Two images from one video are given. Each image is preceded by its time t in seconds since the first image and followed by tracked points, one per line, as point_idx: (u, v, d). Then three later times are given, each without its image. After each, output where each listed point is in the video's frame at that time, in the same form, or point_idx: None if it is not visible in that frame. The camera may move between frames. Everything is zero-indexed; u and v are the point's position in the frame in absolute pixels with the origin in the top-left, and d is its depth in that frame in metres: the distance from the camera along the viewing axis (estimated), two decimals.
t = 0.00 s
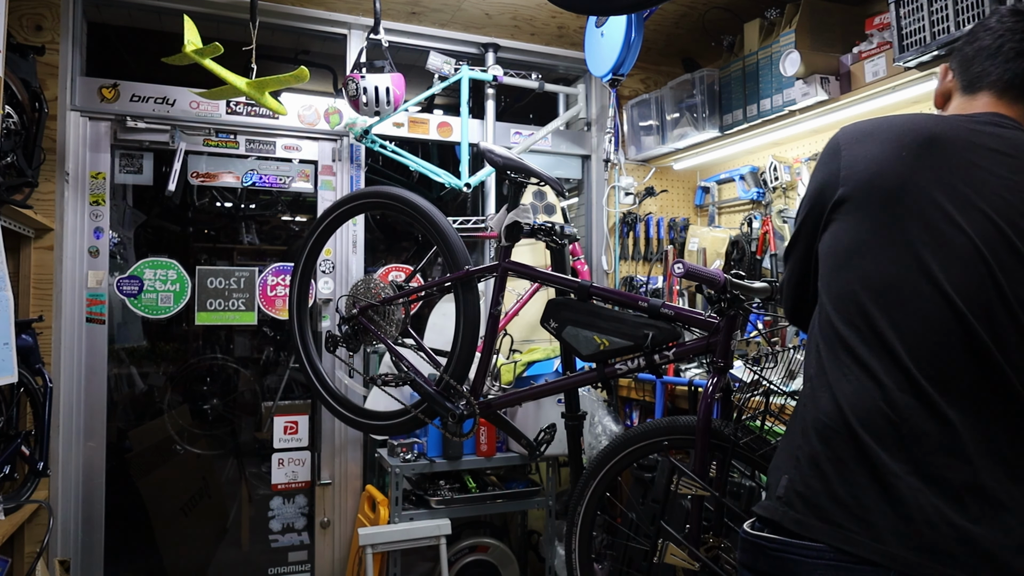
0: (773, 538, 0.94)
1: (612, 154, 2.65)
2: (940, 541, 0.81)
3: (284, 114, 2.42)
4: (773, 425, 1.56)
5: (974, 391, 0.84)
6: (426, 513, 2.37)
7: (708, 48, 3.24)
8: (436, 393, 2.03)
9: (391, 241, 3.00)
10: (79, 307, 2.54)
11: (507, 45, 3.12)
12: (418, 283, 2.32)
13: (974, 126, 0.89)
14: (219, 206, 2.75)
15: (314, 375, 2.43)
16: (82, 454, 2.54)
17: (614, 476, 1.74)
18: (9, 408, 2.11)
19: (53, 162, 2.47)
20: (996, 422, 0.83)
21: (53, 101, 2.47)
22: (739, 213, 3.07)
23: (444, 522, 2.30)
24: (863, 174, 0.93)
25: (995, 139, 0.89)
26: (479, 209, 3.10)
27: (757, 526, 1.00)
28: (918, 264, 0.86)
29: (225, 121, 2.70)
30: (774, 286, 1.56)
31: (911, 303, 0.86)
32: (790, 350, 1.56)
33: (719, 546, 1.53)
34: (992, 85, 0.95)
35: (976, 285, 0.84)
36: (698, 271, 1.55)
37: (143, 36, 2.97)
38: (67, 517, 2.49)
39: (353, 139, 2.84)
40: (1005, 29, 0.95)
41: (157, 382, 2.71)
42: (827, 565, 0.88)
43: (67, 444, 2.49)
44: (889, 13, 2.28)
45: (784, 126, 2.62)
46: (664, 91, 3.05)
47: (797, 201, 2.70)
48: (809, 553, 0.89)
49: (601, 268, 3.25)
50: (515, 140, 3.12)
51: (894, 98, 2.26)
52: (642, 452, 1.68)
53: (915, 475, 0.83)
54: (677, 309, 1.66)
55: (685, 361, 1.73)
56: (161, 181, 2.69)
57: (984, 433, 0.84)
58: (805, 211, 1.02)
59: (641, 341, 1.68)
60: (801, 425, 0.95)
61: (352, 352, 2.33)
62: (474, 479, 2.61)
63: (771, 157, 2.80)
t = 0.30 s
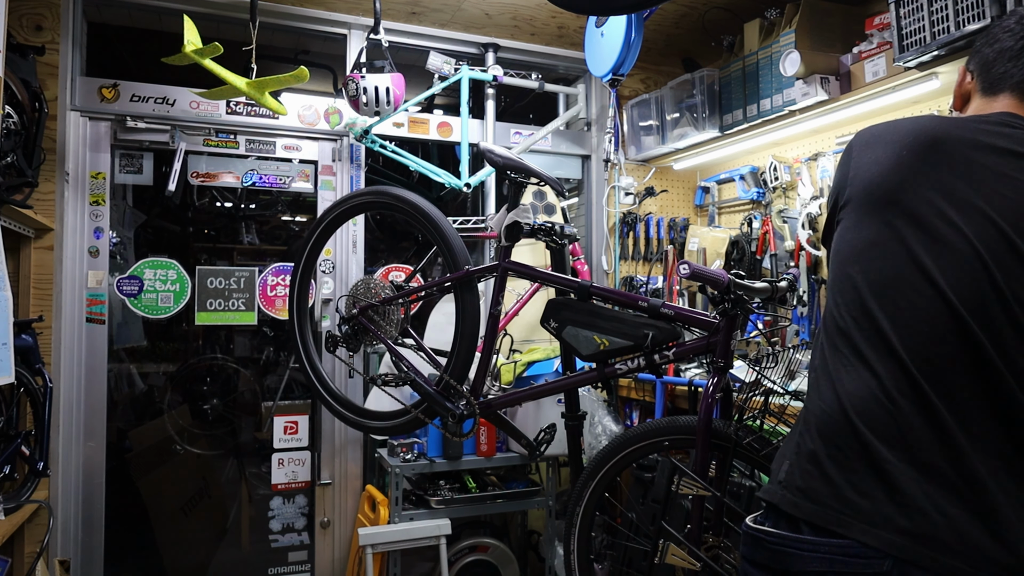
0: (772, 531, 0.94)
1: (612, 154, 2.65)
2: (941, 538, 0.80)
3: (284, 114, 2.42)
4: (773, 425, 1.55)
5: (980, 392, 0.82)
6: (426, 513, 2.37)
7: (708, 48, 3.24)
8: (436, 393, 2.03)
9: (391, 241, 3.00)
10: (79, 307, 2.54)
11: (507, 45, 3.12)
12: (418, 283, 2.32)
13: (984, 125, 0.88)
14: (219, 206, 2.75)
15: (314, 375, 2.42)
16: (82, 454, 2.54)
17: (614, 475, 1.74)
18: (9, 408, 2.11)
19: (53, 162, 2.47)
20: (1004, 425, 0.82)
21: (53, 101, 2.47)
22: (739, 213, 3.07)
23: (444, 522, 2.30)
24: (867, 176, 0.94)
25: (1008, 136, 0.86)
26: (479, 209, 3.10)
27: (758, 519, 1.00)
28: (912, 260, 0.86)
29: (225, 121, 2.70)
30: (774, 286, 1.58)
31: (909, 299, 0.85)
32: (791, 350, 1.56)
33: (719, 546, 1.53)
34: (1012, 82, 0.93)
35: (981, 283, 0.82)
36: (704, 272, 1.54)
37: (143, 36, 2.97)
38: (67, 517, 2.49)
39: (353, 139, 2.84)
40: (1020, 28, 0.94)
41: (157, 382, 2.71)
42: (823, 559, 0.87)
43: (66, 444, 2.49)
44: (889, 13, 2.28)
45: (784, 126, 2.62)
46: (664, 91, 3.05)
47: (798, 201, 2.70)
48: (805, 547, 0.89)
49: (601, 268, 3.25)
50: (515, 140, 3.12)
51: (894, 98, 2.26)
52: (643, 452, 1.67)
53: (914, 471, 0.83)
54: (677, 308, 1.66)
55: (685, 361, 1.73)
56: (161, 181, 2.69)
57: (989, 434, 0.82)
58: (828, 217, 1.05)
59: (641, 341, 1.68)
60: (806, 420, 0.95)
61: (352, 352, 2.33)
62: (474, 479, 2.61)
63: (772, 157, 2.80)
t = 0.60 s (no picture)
0: (770, 525, 0.94)
1: (612, 154, 2.65)
2: (936, 536, 0.80)
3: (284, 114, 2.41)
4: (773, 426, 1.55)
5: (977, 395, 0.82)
6: (426, 513, 2.37)
7: (708, 48, 3.24)
8: (436, 393, 2.03)
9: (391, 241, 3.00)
10: (79, 307, 2.54)
11: (507, 45, 3.12)
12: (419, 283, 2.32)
13: (983, 132, 0.88)
14: (219, 206, 2.75)
15: (314, 375, 2.42)
16: (82, 454, 2.54)
17: (613, 475, 1.74)
18: (9, 408, 2.11)
19: (53, 162, 2.47)
20: (1002, 428, 0.82)
21: (53, 101, 2.47)
22: (739, 213, 3.07)
23: (444, 522, 2.30)
24: (866, 176, 0.94)
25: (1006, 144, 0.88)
26: (479, 209, 3.10)
27: (761, 515, 1.00)
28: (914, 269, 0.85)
29: (225, 121, 2.70)
30: (776, 286, 1.58)
31: (917, 306, 0.84)
32: (792, 350, 1.55)
33: (719, 545, 1.53)
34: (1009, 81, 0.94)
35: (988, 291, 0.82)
36: (711, 273, 1.54)
37: (143, 36, 2.96)
38: (67, 517, 2.49)
39: (353, 139, 2.84)
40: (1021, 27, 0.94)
41: (157, 382, 2.71)
42: (817, 553, 0.87)
43: (66, 444, 2.49)
44: (889, 13, 2.27)
45: (784, 126, 2.62)
46: (664, 91, 3.05)
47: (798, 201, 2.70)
48: (799, 540, 0.89)
49: (601, 268, 3.25)
50: (515, 140, 3.12)
51: (894, 98, 2.26)
52: (643, 452, 1.67)
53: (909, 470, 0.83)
54: (677, 308, 1.66)
55: (685, 361, 1.73)
56: (161, 181, 2.69)
57: (983, 435, 0.83)
58: (823, 216, 1.04)
59: (641, 341, 1.68)
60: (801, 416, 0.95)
61: (353, 352, 2.33)
62: (474, 479, 2.61)
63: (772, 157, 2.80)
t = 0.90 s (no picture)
0: (786, 527, 0.93)
1: (612, 154, 2.65)
2: (951, 538, 0.79)
3: (284, 114, 2.41)
4: (774, 426, 1.55)
5: (997, 398, 0.81)
6: (426, 513, 2.37)
7: (708, 48, 3.25)
8: (436, 393, 2.03)
9: (391, 241, 3.00)
10: (79, 307, 2.54)
11: (507, 45, 3.12)
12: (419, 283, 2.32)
13: (996, 132, 0.87)
14: (219, 206, 2.75)
15: (314, 375, 2.43)
16: (82, 454, 2.54)
17: (612, 476, 1.74)
18: (9, 407, 2.11)
19: (53, 162, 2.47)
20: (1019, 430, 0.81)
21: (53, 101, 2.47)
22: (739, 213, 3.07)
23: (444, 522, 2.30)
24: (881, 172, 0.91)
25: None
26: (479, 209, 3.10)
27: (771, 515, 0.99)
28: (951, 272, 0.83)
29: (225, 121, 2.70)
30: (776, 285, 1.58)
31: (950, 311, 0.82)
32: (791, 350, 1.54)
33: (718, 545, 1.53)
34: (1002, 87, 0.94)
35: None
36: (711, 273, 1.55)
37: (143, 36, 2.96)
38: (68, 516, 2.49)
39: (353, 139, 2.84)
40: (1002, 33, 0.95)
41: (157, 382, 2.71)
42: (838, 557, 0.86)
43: (67, 444, 2.49)
44: (889, 13, 2.28)
45: (784, 127, 2.61)
46: (664, 91, 3.05)
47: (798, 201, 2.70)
48: (821, 544, 0.88)
49: (601, 268, 3.25)
50: (515, 140, 3.12)
51: (894, 98, 2.26)
52: (642, 452, 1.68)
53: (925, 472, 0.82)
54: (677, 308, 1.67)
55: (684, 361, 1.73)
56: (161, 181, 2.69)
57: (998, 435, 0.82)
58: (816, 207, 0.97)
59: (641, 341, 1.68)
60: (812, 418, 0.95)
61: (353, 352, 2.33)
62: (474, 479, 2.62)
63: (771, 157, 2.80)
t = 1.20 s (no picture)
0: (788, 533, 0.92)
1: (612, 154, 2.65)
2: (959, 540, 0.79)
3: (285, 114, 2.41)
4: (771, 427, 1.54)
5: (1003, 398, 0.80)
6: (426, 513, 2.37)
7: (708, 48, 3.25)
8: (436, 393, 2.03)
9: (391, 241, 3.00)
10: (79, 307, 2.54)
11: (507, 45, 3.12)
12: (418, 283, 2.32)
13: (982, 134, 0.88)
14: (219, 206, 2.75)
15: (314, 375, 2.42)
16: (82, 454, 2.54)
17: (612, 476, 1.74)
18: (9, 408, 2.11)
19: (53, 162, 2.47)
20: None
21: (53, 101, 2.47)
22: (739, 213, 3.07)
23: (444, 522, 2.30)
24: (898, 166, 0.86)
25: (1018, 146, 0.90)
26: (478, 209, 3.10)
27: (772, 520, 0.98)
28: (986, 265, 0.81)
29: (225, 121, 2.70)
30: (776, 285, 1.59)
31: (968, 310, 0.81)
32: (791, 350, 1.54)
33: (718, 546, 1.53)
34: (971, 89, 0.94)
35: None
36: (709, 273, 1.55)
37: (143, 36, 2.96)
38: (68, 516, 2.49)
39: (353, 139, 2.84)
40: (967, 34, 0.94)
41: (157, 382, 2.71)
42: (844, 561, 0.85)
43: (67, 443, 2.49)
44: (889, 13, 2.28)
45: (784, 127, 2.61)
46: (664, 91, 3.05)
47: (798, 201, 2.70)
48: (827, 549, 0.87)
49: (601, 268, 3.25)
50: (515, 140, 3.12)
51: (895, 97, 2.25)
52: (641, 452, 1.68)
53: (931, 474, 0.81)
54: (677, 308, 1.67)
55: (685, 361, 1.73)
56: (161, 181, 2.69)
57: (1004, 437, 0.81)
58: (845, 191, 0.83)
59: (641, 341, 1.68)
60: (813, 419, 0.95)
61: (352, 352, 2.33)
62: (474, 479, 2.62)
63: (772, 157, 2.80)
